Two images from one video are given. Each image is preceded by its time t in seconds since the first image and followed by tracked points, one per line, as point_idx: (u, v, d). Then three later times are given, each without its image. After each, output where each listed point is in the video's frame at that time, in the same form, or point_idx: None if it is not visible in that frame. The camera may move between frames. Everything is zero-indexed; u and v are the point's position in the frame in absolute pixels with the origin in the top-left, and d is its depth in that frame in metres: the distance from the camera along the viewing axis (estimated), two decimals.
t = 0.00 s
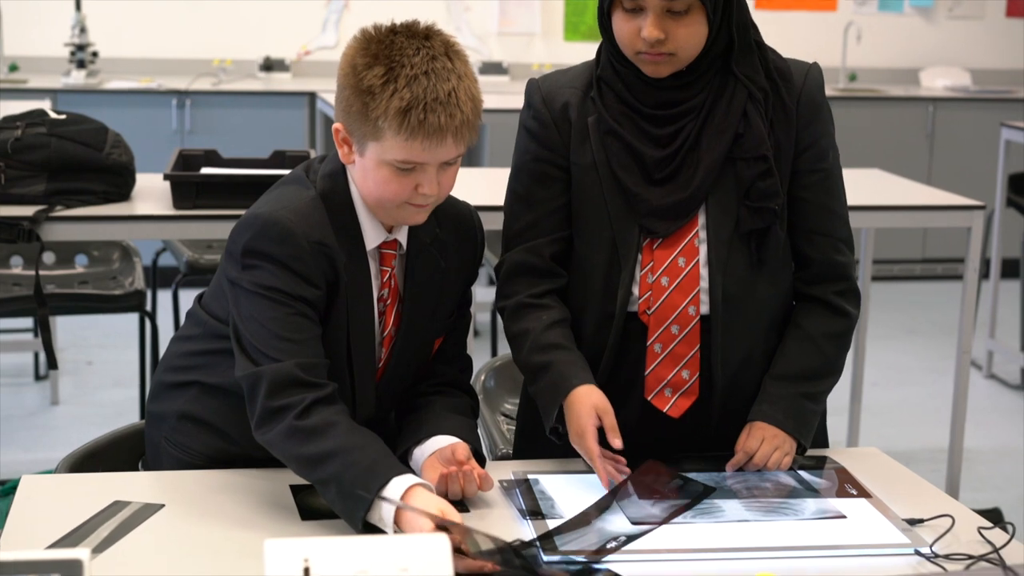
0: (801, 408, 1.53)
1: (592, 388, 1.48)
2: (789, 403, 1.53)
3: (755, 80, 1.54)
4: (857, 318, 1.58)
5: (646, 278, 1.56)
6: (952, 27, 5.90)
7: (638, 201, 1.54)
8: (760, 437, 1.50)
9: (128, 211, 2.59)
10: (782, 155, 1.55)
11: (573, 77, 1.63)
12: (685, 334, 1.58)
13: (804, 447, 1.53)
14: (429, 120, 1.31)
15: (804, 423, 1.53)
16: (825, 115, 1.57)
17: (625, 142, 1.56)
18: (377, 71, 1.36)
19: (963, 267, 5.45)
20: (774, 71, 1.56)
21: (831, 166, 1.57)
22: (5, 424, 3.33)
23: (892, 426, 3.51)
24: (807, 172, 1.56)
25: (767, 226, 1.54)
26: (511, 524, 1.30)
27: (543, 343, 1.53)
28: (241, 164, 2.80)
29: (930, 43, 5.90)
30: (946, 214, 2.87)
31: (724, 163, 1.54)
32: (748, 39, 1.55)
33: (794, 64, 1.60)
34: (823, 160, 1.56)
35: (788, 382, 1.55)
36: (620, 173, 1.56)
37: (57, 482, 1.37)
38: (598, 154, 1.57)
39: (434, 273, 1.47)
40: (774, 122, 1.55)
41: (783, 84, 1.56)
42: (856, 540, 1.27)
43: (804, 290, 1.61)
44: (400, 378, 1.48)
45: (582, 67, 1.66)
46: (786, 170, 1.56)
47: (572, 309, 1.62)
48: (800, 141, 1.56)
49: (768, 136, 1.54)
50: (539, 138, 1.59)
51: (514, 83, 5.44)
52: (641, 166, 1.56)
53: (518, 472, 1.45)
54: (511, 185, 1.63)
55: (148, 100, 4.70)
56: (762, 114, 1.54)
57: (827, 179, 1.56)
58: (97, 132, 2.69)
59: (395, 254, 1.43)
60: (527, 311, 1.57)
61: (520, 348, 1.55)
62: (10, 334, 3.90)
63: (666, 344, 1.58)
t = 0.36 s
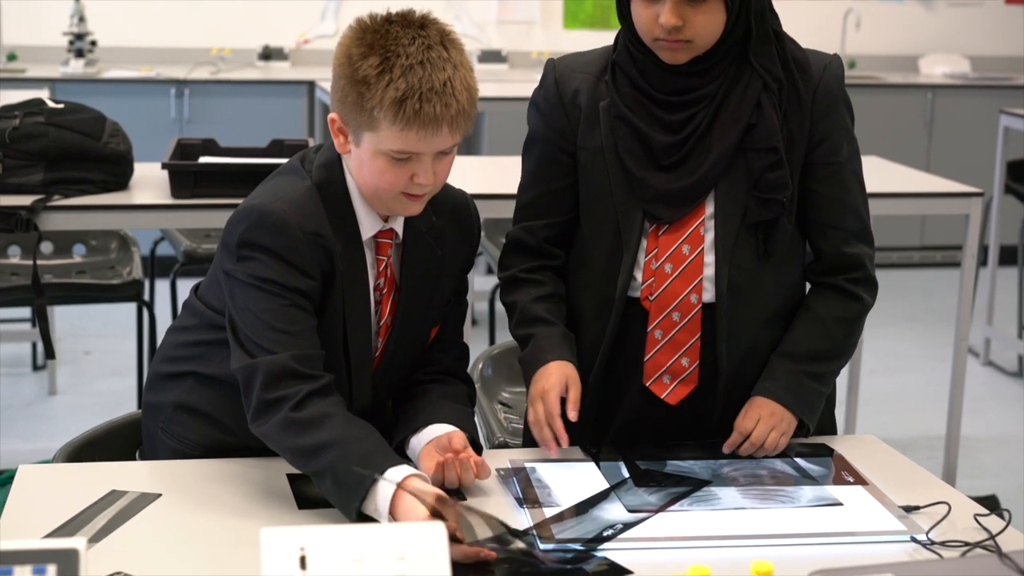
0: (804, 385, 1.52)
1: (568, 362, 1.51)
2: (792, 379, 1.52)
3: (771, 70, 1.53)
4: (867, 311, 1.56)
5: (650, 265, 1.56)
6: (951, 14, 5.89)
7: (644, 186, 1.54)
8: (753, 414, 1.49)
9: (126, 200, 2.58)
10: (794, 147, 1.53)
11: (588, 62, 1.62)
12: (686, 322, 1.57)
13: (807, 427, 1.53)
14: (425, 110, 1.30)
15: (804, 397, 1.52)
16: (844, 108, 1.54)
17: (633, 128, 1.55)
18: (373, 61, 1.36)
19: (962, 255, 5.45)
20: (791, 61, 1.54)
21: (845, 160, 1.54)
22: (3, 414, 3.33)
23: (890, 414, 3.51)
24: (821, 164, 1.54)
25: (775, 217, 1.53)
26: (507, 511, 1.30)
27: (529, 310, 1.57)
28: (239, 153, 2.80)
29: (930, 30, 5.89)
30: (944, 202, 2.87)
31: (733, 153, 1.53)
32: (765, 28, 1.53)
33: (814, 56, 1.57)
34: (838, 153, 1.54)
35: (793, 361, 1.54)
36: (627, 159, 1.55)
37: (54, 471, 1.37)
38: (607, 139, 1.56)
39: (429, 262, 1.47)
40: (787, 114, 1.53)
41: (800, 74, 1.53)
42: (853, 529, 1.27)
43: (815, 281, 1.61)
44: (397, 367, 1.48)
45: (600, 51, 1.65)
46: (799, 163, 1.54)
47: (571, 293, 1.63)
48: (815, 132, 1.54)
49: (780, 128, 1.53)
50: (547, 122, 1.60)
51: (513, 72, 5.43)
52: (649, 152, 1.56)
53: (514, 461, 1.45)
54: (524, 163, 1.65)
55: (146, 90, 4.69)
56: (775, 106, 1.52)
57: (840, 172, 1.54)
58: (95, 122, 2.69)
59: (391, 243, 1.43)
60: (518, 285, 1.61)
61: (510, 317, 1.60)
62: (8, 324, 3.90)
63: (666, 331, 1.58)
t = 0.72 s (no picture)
0: (797, 395, 1.52)
1: (574, 372, 1.53)
2: (785, 389, 1.52)
3: (788, 72, 1.52)
4: (868, 316, 1.56)
5: (658, 261, 1.56)
6: (950, 10, 5.89)
7: (657, 181, 1.54)
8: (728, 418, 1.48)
9: (125, 198, 2.58)
10: (807, 149, 1.53)
11: (608, 54, 1.62)
12: (690, 319, 1.58)
13: (794, 434, 1.50)
14: (421, 109, 1.30)
15: (796, 408, 1.51)
16: (859, 113, 1.54)
17: (648, 122, 1.55)
18: (369, 60, 1.36)
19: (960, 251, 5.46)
20: (808, 63, 1.53)
21: (856, 164, 1.53)
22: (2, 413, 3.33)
23: (888, 411, 3.52)
24: (832, 166, 1.53)
25: (784, 217, 1.53)
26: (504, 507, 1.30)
27: (536, 313, 1.57)
28: (237, 151, 2.79)
29: (928, 27, 5.89)
30: (942, 198, 2.87)
31: (746, 153, 1.53)
32: (785, 28, 1.52)
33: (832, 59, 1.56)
34: (851, 157, 1.53)
35: (794, 368, 1.54)
36: (641, 153, 1.55)
37: (53, 470, 1.38)
38: (622, 132, 1.56)
39: (426, 260, 1.47)
40: (802, 115, 1.53)
41: (816, 76, 1.53)
42: (852, 527, 1.27)
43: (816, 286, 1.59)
44: (395, 366, 1.48)
45: (619, 43, 1.65)
46: (811, 165, 1.53)
47: (577, 287, 1.63)
48: (828, 135, 1.53)
49: (794, 131, 1.52)
50: (563, 113, 1.59)
51: (510, 69, 5.43)
52: (662, 146, 1.56)
53: (514, 458, 1.45)
54: (538, 153, 1.64)
55: (143, 88, 4.69)
56: (790, 108, 1.52)
57: (851, 178, 1.53)
58: (93, 120, 2.69)
59: (388, 241, 1.44)
60: (524, 283, 1.61)
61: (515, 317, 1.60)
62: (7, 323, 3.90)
63: (669, 327, 1.58)
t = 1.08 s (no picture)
0: (788, 413, 1.51)
1: (583, 396, 1.57)
2: (776, 408, 1.51)
3: (784, 83, 1.52)
4: (860, 328, 1.56)
5: (655, 273, 1.57)
6: (947, 16, 5.90)
7: (654, 191, 1.54)
8: (714, 448, 1.46)
9: (124, 206, 2.58)
10: (802, 163, 1.53)
11: (609, 63, 1.62)
12: (686, 330, 1.58)
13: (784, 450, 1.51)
14: (421, 115, 1.31)
15: (785, 425, 1.51)
16: (855, 125, 1.53)
17: (646, 132, 1.55)
18: (368, 66, 1.36)
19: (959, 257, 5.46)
20: (805, 75, 1.53)
21: (851, 177, 1.52)
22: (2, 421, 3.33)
23: (888, 417, 3.52)
24: (827, 179, 1.53)
25: (777, 230, 1.53)
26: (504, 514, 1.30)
27: (541, 332, 1.59)
28: (236, 158, 2.80)
29: (925, 33, 5.90)
30: (940, 204, 2.87)
31: (741, 165, 1.53)
32: (783, 39, 1.52)
33: (830, 70, 1.56)
34: (844, 169, 1.52)
35: (778, 385, 1.54)
36: (639, 163, 1.55)
37: (52, 478, 1.38)
38: (620, 142, 1.56)
39: (424, 267, 1.47)
40: (797, 127, 1.53)
41: (813, 89, 1.53)
42: (853, 533, 1.27)
43: (810, 294, 1.58)
44: (394, 374, 1.49)
45: (622, 52, 1.65)
46: (804, 179, 1.53)
47: (578, 297, 1.64)
48: (822, 147, 1.53)
49: (788, 144, 1.52)
50: (563, 121, 1.60)
51: (509, 75, 5.44)
52: (659, 157, 1.56)
53: (514, 465, 1.45)
54: (538, 161, 1.64)
55: (143, 96, 4.69)
56: (785, 119, 1.52)
57: (846, 189, 1.52)
58: (93, 127, 2.69)
59: (386, 248, 1.43)
60: (528, 299, 1.62)
61: (520, 334, 1.62)
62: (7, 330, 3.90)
63: (666, 338, 1.59)
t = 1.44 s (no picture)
0: (784, 425, 1.51)
1: (580, 411, 1.57)
2: (772, 422, 1.51)
3: (773, 94, 1.52)
4: (857, 338, 1.55)
5: (650, 287, 1.57)
6: (945, 28, 5.92)
7: (646, 206, 1.54)
8: (712, 462, 1.45)
9: (122, 218, 2.59)
10: (792, 173, 1.53)
11: (598, 78, 1.63)
12: (683, 344, 1.58)
13: (781, 462, 1.51)
14: (417, 126, 1.31)
15: (783, 436, 1.51)
16: (844, 134, 1.53)
17: (636, 147, 1.56)
18: (365, 78, 1.36)
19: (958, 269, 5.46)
20: (793, 85, 1.53)
21: (843, 186, 1.52)
22: None
23: (888, 429, 3.51)
24: (818, 190, 1.53)
25: (770, 242, 1.53)
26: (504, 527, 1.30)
27: (537, 347, 1.59)
28: (236, 170, 2.80)
29: (923, 45, 5.92)
30: (938, 216, 2.88)
31: (731, 178, 1.53)
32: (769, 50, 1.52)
33: (818, 79, 1.56)
34: (836, 178, 1.52)
35: (775, 397, 1.54)
36: (630, 178, 1.56)
37: (50, 491, 1.37)
38: (611, 157, 1.57)
39: (421, 279, 1.47)
40: (786, 138, 1.53)
41: (802, 99, 1.53)
42: (852, 545, 1.27)
43: (805, 305, 1.58)
44: (391, 388, 1.49)
45: (612, 67, 1.65)
46: (796, 190, 1.53)
47: (574, 311, 1.64)
48: (812, 157, 1.53)
49: (778, 155, 1.52)
50: (555, 136, 1.60)
51: (508, 88, 5.46)
52: (650, 172, 1.56)
53: (513, 478, 1.45)
54: (532, 178, 1.65)
55: (142, 108, 4.70)
56: (774, 130, 1.52)
57: (838, 199, 1.52)
58: (92, 139, 2.69)
59: (383, 261, 1.43)
60: (523, 315, 1.62)
61: (515, 350, 1.62)
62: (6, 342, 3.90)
63: (663, 353, 1.59)
